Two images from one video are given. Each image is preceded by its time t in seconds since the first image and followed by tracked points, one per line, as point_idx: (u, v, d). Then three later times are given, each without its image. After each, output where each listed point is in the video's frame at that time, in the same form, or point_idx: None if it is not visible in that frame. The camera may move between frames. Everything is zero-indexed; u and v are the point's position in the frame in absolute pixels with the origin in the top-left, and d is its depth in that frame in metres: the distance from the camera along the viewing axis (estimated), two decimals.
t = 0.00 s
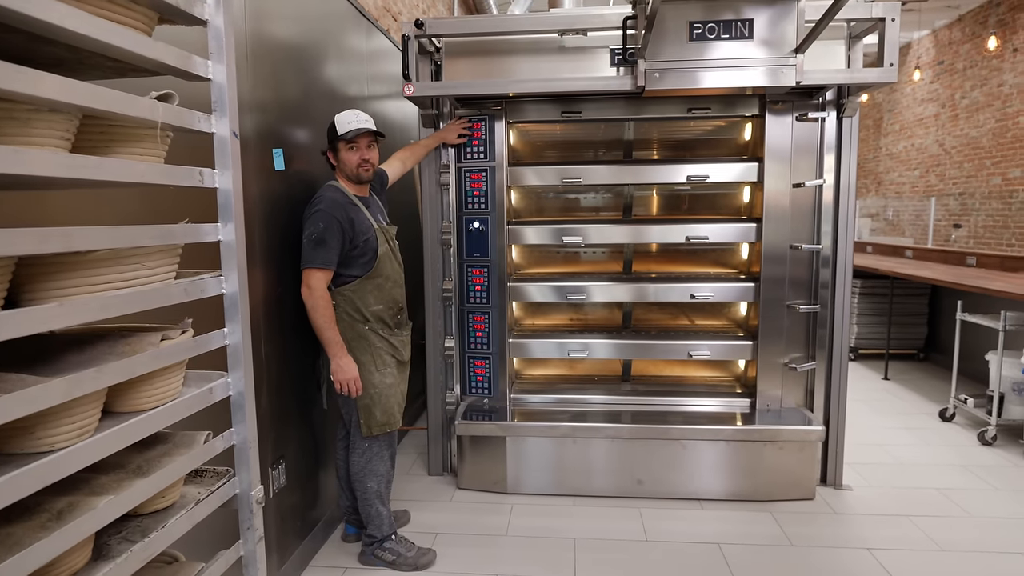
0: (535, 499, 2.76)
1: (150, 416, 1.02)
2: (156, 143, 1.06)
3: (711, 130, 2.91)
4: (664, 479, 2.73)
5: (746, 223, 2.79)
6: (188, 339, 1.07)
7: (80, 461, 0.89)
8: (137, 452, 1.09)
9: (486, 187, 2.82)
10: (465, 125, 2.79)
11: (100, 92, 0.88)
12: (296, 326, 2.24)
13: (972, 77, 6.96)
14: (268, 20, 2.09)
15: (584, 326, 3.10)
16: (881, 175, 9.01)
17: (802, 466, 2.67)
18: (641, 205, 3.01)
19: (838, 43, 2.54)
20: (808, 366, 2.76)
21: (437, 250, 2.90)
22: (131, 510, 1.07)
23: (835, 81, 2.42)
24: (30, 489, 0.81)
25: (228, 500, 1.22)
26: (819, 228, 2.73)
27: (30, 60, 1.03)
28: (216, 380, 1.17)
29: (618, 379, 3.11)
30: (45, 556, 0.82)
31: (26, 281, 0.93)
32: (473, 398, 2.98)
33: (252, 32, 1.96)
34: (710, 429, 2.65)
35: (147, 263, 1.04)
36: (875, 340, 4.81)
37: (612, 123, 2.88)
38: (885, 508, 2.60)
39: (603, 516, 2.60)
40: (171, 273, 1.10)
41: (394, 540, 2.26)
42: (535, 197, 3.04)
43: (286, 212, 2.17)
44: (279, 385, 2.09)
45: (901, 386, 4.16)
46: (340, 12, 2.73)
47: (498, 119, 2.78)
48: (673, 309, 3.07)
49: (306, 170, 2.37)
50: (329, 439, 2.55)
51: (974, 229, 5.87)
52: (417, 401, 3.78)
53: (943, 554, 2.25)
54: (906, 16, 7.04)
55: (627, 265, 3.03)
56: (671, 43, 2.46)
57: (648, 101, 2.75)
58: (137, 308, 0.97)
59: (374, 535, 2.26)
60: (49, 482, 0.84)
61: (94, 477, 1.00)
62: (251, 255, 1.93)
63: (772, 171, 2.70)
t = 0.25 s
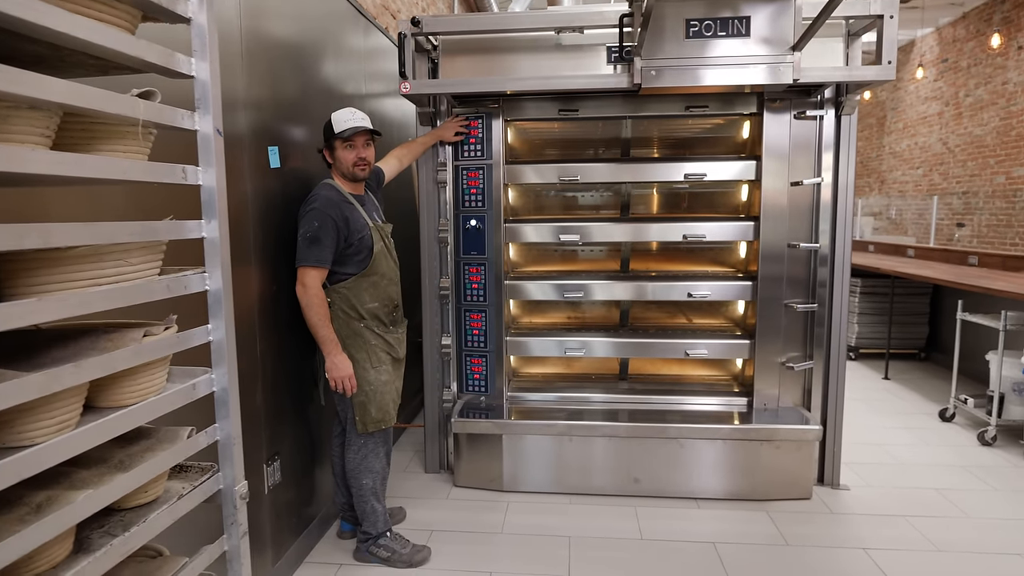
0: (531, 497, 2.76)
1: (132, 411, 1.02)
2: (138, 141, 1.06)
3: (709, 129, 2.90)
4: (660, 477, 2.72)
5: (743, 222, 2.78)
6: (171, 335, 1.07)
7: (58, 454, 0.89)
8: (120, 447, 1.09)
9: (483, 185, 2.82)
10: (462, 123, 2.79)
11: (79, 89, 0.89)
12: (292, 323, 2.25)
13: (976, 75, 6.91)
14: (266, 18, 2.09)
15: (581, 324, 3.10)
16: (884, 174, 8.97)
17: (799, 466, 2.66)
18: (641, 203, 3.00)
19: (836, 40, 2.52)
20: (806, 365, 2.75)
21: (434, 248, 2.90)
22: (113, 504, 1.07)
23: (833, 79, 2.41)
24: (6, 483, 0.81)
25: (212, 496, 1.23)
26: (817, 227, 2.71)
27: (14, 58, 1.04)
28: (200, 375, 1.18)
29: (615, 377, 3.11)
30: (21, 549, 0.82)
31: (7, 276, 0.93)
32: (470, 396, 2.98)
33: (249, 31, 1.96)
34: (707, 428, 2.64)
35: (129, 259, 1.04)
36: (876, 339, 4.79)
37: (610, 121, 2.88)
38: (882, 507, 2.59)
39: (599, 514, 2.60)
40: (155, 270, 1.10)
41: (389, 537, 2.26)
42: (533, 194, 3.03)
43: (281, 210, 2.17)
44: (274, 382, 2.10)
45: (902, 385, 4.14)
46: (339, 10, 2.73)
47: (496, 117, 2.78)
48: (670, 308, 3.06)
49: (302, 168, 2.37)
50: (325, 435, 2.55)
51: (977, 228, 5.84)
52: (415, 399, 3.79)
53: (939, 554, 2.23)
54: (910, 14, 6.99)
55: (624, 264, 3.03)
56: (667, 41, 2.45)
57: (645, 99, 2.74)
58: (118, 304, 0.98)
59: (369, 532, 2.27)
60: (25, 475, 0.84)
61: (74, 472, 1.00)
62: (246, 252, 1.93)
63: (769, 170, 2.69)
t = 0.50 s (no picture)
0: (527, 497, 2.76)
1: (109, 409, 1.01)
2: (116, 142, 1.05)
3: (708, 129, 2.89)
4: (656, 477, 2.72)
5: (740, 222, 2.77)
6: (150, 333, 1.07)
7: (34, 450, 0.88)
8: (98, 446, 1.08)
9: (480, 185, 2.82)
10: (459, 123, 2.79)
11: (53, 91, 0.88)
12: (288, 322, 2.26)
13: (980, 74, 6.88)
14: (261, 18, 2.08)
15: (579, 324, 3.09)
16: (888, 174, 8.93)
17: (796, 466, 2.66)
18: (641, 203, 3.00)
19: (833, 39, 2.51)
20: (803, 365, 2.75)
21: (431, 247, 2.90)
22: (91, 502, 1.06)
23: (829, 79, 2.41)
24: None
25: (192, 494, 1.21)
26: (814, 227, 2.71)
27: None
28: (180, 374, 1.17)
29: (613, 377, 3.11)
30: None
31: None
32: (467, 395, 2.99)
33: (245, 31, 1.96)
34: (703, 428, 2.63)
35: (106, 259, 1.04)
36: (877, 340, 4.77)
37: (607, 120, 2.88)
38: (879, 508, 2.58)
39: (595, 514, 2.60)
40: (133, 270, 1.10)
41: (383, 536, 2.27)
42: (532, 194, 3.02)
43: (277, 209, 2.18)
44: (269, 381, 2.11)
45: (902, 386, 4.13)
46: (336, 10, 2.73)
47: (493, 117, 2.78)
48: (668, 308, 3.05)
49: (298, 167, 2.37)
50: (321, 434, 2.56)
51: (980, 229, 5.81)
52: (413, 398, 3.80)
53: (935, 556, 2.22)
54: (914, 13, 6.96)
55: (622, 264, 3.03)
56: (661, 41, 2.45)
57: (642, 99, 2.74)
58: (94, 304, 0.97)
59: (363, 531, 2.28)
60: None
61: (51, 469, 0.99)
62: (241, 252, 1.94)
63: (767, 169, 2.68)
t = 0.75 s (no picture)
0: (525, 499, 2.76)
1: (90, 408, 0.97)
2: (98, 146, 1.01)
3: (707, 130, 2.89)
4: (653, 480, 2.72)
5: (739, 223, 2.78)
6: (129, 335, 1.02)
7: (11, 449, 0.83)
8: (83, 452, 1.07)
9: (477, 187, 2.83)
10: (456, 126, 2.80)
11: (26, 93, 0.83)
12: (284, 323, 2.27)
13: (984, 76, 6.85)
14: (258, 20, 2.08)
15: (577, 326, 3.09)
16: (892, 175, 8.90)
17: (792, 469, 2.65)
18: (645, 205, 3.00)
19: (829, 42, 2.52)
20: (800, 367, 2.74)
21: (429, 249, 2.91)
22: (71, 501, 1.01)
23: (825, 81, 2.41)
24: None
25: (174, 493, 1.16)
26: (811, 229, 2.70)
27: None
28: (161, 374, 1.12)
29: (610, 379, 3.11)
30: None
31: None
32: (464, 397, 2.99)
33: (240, 33, 1.97)
34: (700, 430, 2.63)
35: (88, 261, 0.99)
36: (878, 342, 4.75)
37: (605, 122, 2.88)
38: (877, 512, 2.57)
39: (591, 516, 2.60)
40: (116, 271, 1.05)
41: (378, 537, 2.28)
42: (532, 196, 3.03)
43: (272, 211, 2.19)
44: (264, 381, 2.12)
45: (903, 389, 4.11)
46: (333, 12, 2.73)
47: (490, 119, 2.79)
48: (666, 310, 3.05)
49: (295, 169, 2.37)
50: (318, 434, 2.58)
51: (984, 231, 5.79)
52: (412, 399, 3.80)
53: (932, 560, 2.22)
54: (917, 14, 6.94)
55: (619, 266, 3.03)
56: (657, 43, 2.45)
57: (638, 102, 2.75)
58: (75, 304, 0.93)
59: (358, 531, 2.28)
60: None
61: (29, 468, 0.93)
62: (236, 253, 1.95)
63: (764, 171, 2.68)
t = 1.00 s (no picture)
0: (522, 500, 2.77)
1: (75, 406, 0.98)
2: (85, 150, 1.02)
3: (708, 133, 2.90)
4: (651, 482, 2.72)
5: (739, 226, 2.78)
6: (116, 334, 1.04)
7: None
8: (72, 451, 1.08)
9: (476, 189, 2.84)
10: (456, 128, 2.82)
11: (14, 97, 0.84)
12: (282, 324, 2.29)
13: (990, 79, 6.81)
14: (257, 23, 2.11)
15: (577, 328, 3.10)
16: (898, 178, 8.86)
17: (791, 472, 2.64)
18: (646, 208, 3.00)
19: (827, 45, 2.52)
20: (799, 371, 2.74)
21: (428, 251, 2.92)
22: (57, 498, 1.03)
23: (823, 85, 2.41)
24: None
25: (161, 491, 1.18)
26: (810, 232, 2.70)
27: None
28: (148, 374, 1.13)
29: (609, 381, 3.11)
30: None
31: None
32: (463, 398, 3.00)
33: (239, 36, 1.99)
34: (698, 433, 2.63)
35: (75, 263, 1.01)
36: (881, 346, 4.74)
37: (605, 125, 2.89)
38: (875, 516, 2.56)
39: (588, 518, 2.61)
40: (103, 272, 1.07)
41: (374, 537, 2.29)
42: (534, 198, 3.04)
43: (271, 213, 2.21)
44: (262, 382, 2.14)
45: (905, 393, 4.09)
46: (334, 16, 2.75)
47: (489, 122, 2.80)
48: (666, 313, 3.06)
49: (294, 171, 2.39)
50: (317, 435, 2.60)
51: (990, 234, 5.76)
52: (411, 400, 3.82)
53: (928, 565, 2.21)
54: (923, 17, 6.91)
55: (618, 268, 3.03)
56: (655, 47, 2.46)
57: (639, 105, 2.75)
58: (62, 304, 0.95)
59: (355, 531, 2.30)
60: None
61: (17, 466, 0.95)
62: (234, 254, 1.97)
63: (762, 174, 2.69)
